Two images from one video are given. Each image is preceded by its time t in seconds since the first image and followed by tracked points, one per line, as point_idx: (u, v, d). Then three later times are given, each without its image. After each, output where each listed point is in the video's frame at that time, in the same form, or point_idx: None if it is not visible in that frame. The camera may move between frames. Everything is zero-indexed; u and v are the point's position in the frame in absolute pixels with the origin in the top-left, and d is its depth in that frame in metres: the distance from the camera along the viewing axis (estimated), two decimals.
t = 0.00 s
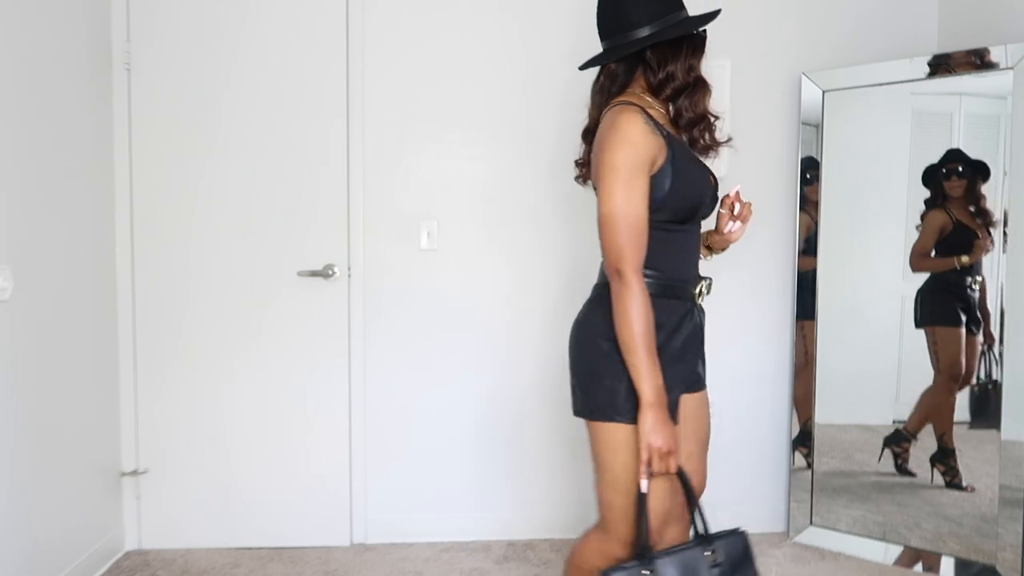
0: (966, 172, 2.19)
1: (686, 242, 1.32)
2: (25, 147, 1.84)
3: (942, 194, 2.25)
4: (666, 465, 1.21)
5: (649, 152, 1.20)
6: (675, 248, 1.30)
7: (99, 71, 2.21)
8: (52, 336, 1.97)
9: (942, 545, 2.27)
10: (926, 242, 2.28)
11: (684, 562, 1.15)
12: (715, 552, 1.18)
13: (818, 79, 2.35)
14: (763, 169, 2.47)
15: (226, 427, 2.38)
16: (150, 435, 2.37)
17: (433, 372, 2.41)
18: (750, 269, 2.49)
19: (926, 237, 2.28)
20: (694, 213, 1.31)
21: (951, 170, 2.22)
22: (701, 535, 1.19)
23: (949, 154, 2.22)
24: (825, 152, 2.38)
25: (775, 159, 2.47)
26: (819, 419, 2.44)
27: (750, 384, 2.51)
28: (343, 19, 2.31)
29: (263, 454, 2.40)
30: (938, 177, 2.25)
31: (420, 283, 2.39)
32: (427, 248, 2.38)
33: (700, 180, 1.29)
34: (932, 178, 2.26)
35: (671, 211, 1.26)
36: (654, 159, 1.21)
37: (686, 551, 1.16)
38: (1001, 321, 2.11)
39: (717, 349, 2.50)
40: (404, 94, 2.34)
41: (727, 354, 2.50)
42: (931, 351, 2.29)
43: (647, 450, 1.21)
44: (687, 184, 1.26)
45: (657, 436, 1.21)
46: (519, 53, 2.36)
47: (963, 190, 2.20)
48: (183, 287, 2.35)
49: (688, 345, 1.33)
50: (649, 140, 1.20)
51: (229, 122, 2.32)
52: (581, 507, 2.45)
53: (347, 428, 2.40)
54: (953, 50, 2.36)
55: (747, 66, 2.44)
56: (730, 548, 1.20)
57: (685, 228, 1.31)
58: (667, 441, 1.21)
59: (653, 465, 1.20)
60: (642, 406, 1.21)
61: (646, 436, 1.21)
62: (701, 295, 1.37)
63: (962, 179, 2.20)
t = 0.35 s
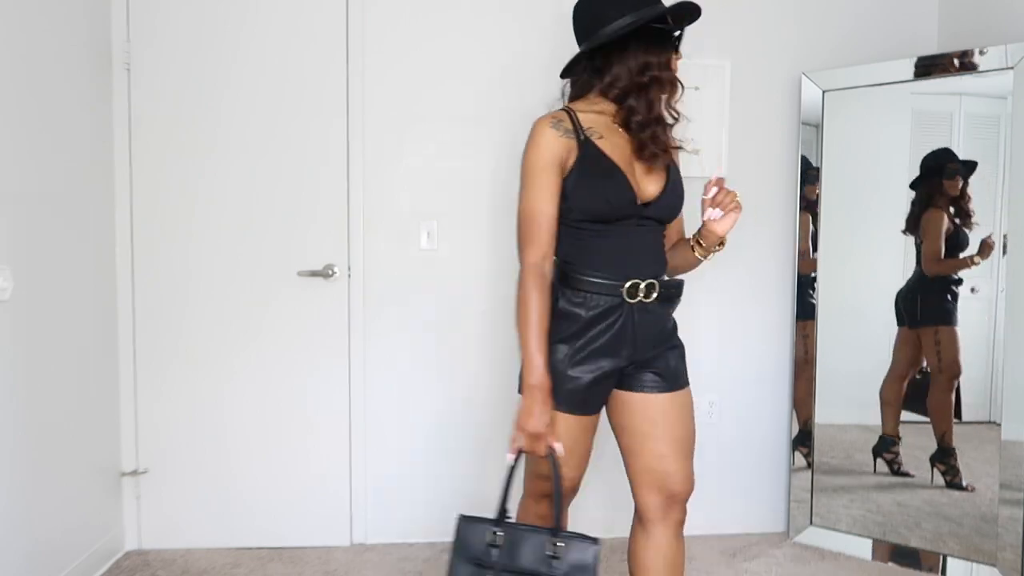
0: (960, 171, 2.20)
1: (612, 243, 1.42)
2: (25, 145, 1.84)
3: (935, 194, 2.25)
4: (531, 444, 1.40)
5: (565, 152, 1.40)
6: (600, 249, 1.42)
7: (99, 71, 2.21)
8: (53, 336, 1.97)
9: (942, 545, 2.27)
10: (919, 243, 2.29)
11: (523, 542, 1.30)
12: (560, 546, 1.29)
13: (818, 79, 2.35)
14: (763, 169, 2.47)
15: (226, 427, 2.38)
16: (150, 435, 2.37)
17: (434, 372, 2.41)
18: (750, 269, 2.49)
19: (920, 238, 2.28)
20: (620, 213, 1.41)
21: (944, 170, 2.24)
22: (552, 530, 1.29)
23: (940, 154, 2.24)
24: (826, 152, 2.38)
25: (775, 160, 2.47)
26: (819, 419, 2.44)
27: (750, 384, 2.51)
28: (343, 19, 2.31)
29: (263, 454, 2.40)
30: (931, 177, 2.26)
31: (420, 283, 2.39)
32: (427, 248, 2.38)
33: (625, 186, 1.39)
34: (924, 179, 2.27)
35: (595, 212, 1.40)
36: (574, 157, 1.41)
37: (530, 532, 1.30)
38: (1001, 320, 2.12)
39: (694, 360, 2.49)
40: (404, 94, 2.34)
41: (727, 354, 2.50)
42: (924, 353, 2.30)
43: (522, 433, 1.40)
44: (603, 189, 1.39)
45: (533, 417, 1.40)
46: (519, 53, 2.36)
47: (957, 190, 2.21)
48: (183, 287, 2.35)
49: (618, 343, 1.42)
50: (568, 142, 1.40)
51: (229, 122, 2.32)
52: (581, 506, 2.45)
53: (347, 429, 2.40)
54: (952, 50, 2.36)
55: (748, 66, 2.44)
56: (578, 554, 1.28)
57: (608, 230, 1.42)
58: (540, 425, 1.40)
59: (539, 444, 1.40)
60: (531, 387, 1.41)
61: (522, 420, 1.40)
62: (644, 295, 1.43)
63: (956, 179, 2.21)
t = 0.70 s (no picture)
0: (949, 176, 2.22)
1: (573, 249, 1.46)
2: (25, 144, 1.84)
3: (921, 199, 2.27)
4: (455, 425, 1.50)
5: (516, 165, 1.50)
6: (561, 254, 1.46)
7: (100, 71, 2.21)
8: (53, 336, 1.97)
9: (942, 545, 2.27)
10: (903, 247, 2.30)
11: (432, 517, 1.45)
12: (453, 521, 1.42)
13: (818, 79, 2.35)
14: (762, 169, 2.47)
15: (226, 427, 2.39)
16: (150, 435, 2.37)
17: (434, 372, 2.41)
18: (750, 269, 2.49)
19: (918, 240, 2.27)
20: (576, 221, 1.45)
21: (935, 173, 2.24)
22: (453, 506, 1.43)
23: (931, 159, 2.25)
24: (826, 152, 2.38)
25: (775, 160, 2.47)
26: (820, 419, 2.44)
27: (749, 384, 2.51)
28: (343, 20, 2.32)
29: (263, 454, 2.40)
30: (920, 181, 2.27)
31: (420, 283, 2.39)
32: (427, 248, 2.38)
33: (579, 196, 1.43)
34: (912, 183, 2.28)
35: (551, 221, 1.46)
36: (527, 171, 1.51)
37: (438, 509, 1.46)
38: (1001, 322, 2.12)
39: (669, 366, 2.48)
40: (404, 94, 2.35)
41: (727, 354, 2.50)
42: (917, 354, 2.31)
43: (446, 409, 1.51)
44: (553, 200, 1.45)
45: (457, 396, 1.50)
46: (519, 53, 2.37)
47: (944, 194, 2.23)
48: (183, 287, 2.35)
49: (582, 343, 1.45)
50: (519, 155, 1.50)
51: (229, 122, 2.33)
52: (581, 507, 2.45)
53: (347, 429, 2.40)
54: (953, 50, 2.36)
55: (749, 66, 2.44)
56: (467, 532, 1.40)
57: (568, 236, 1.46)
58: (456, 407, 1.50)
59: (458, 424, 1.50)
60: (456, 375, 1.51)
61: (445, 400, 1.51)
62: (607, 295, 1.45)
63: (943, 183, 2.23)
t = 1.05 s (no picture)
0: (965, 182, 2.18)
1: (566, 251, 1.45)
2: (25, 144, 1.84)
3: (935, 201, 2.25)
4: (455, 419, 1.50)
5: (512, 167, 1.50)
6: (550, 255, 1.46)
7: (99, 71, 2.21)
8: (53, 336, 1.97)
9: (942, 545, 2.27)
10: (912, 248, 2.28)
11: (443, 493, 1.44)
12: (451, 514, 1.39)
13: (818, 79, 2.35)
14: (762, 169, 2.47)
15: (226, 427, 2.39)
16: (150, 435, 2.37)
17: (434, 372, 2.41)
18: (750, 269, 2.49)
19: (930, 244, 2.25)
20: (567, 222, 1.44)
21: (951, 176, 2.21)
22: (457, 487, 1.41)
23: (946, 163, 2.22)
24: (826, 152, 2.38)
25: (775, 160, 2.47)
26: (819, 419, 2.44)
27: (750, 384, 2.51)
28: (343, 20, 2.32)
29: (263, 454, 2.40)
30: (933, 183, 2.25)
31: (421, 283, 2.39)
32: (427, 248, 2.38)
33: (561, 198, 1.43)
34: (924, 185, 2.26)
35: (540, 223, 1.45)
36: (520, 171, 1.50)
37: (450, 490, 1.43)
38: (1001, 321, 2.12)
39: (664, 367, 2.48)
40: (404, 94, 2.35)
41: (726, 354, 2.50)
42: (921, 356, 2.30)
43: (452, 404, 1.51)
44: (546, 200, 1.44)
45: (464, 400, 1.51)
46: (519, 53, 2.37)
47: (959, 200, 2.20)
48: (183, 287, 2.35)
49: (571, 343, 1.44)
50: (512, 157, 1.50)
51: (229, 122, 2.33)
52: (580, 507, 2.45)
53: (347, 429, 2.40)
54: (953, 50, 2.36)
55: (749, 65, 2.44)
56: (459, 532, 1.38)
57: (559, 240, 1.46)
58: (458, 407, 1.50)
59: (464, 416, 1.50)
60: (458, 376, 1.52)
61: (447, 401, 1.52)
62: (596, 295, 1.44)
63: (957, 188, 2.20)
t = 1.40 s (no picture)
0: (990, 183, 2.13)
1: (556, 257, 1.43)
2: (25, 143, 1.84)
3: (964, 203, 2.19)
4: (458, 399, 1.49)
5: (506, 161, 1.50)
6: (541, 260, 1.45)
7: (99, 71, 2.21)
8: (53, 335, 1.97)
9: (942, 545, 2.27)
10: (935, 242, 2.26)
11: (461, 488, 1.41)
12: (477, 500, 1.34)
13: (818, 79, 2.35)
14: (762, 169, 2.47)
15: (226, 426, 2.39)
16: (150, 434, 2.37)
17: (434, 372, 2.41)
18: (750, 269, 2.49)
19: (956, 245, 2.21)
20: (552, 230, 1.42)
21: (977, 179, 2.16)
22: (479, 478, 1.37)
23: (971, 164, 2.17)
24: (826, 152, 2.38)
25: (775, 160, 2.47)
26: (819, 419, 2.44)
27: (749, 384, 2.51)
28: (343, 19, 2.32)
29: (263, 454, 2.40)
30: (964, 187, 2.19)
31: (421, 283, 2.38)
32: (427, 248, 2.38)
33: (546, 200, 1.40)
34: (954, 185, 2.21)
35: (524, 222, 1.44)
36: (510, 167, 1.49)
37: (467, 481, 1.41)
38: (1001, 321, 2.11)
39: (665, 368, 2.49)
40: (404, 94, 2.34)
41: (726, 354, 2.50)
42: (933, 356, 2.29)
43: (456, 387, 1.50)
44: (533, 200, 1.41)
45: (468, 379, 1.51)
46: (519, 53, 2.37)
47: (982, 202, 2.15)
48: (184, 287, 2.35)
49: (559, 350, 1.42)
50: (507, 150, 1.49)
51: (229, 121, 2.33)
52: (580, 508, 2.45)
53: (347, 429, 2.40)
54: (953, 50, 2.36)
55: (749, 65, 2.44)
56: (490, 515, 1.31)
57: (550, 245, 1.44)
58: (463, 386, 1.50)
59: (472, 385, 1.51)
60: (461, 370, 1.53)
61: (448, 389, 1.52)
62: (581, 303, 1.41)
63: (985, 194, 2.14)
